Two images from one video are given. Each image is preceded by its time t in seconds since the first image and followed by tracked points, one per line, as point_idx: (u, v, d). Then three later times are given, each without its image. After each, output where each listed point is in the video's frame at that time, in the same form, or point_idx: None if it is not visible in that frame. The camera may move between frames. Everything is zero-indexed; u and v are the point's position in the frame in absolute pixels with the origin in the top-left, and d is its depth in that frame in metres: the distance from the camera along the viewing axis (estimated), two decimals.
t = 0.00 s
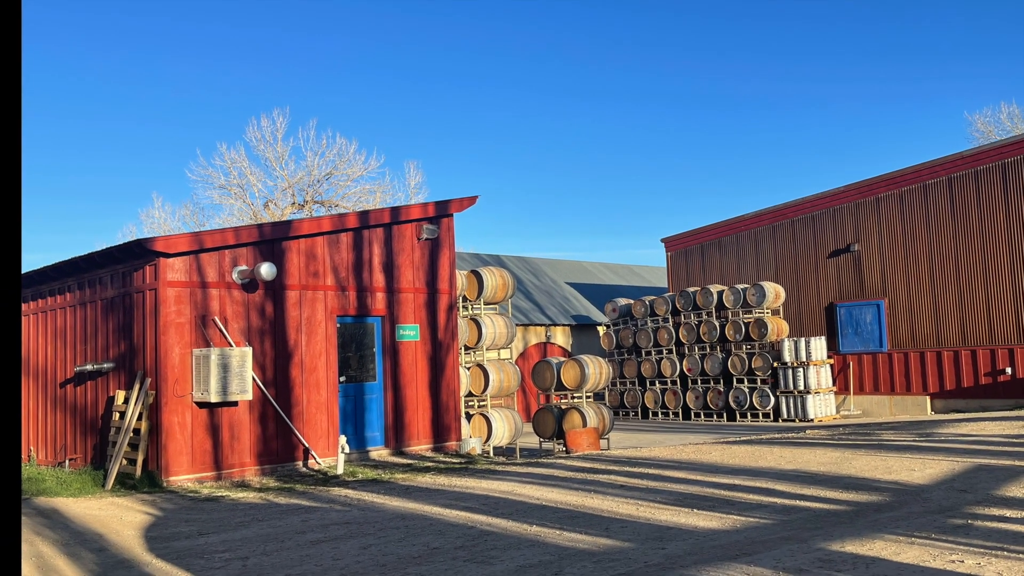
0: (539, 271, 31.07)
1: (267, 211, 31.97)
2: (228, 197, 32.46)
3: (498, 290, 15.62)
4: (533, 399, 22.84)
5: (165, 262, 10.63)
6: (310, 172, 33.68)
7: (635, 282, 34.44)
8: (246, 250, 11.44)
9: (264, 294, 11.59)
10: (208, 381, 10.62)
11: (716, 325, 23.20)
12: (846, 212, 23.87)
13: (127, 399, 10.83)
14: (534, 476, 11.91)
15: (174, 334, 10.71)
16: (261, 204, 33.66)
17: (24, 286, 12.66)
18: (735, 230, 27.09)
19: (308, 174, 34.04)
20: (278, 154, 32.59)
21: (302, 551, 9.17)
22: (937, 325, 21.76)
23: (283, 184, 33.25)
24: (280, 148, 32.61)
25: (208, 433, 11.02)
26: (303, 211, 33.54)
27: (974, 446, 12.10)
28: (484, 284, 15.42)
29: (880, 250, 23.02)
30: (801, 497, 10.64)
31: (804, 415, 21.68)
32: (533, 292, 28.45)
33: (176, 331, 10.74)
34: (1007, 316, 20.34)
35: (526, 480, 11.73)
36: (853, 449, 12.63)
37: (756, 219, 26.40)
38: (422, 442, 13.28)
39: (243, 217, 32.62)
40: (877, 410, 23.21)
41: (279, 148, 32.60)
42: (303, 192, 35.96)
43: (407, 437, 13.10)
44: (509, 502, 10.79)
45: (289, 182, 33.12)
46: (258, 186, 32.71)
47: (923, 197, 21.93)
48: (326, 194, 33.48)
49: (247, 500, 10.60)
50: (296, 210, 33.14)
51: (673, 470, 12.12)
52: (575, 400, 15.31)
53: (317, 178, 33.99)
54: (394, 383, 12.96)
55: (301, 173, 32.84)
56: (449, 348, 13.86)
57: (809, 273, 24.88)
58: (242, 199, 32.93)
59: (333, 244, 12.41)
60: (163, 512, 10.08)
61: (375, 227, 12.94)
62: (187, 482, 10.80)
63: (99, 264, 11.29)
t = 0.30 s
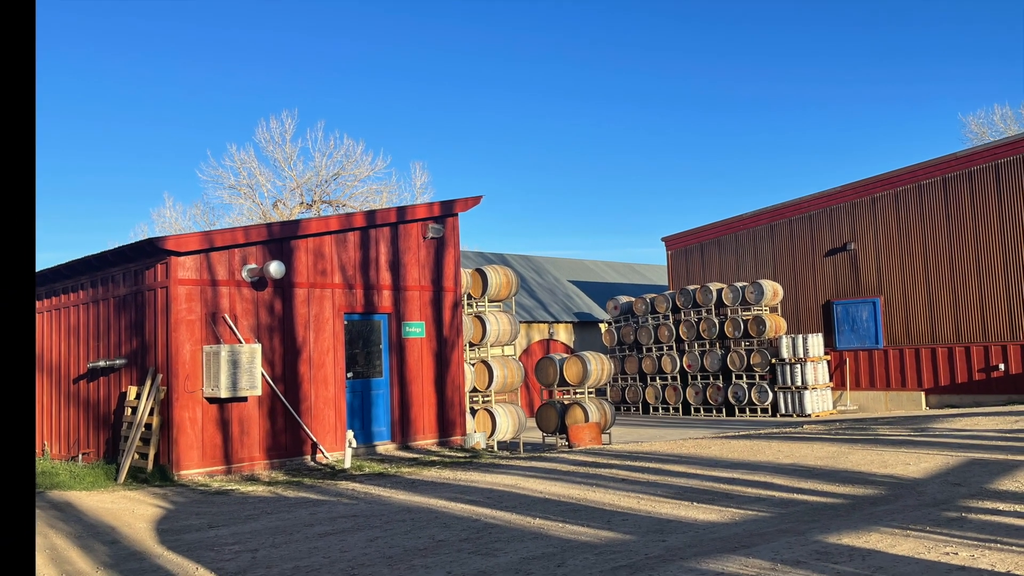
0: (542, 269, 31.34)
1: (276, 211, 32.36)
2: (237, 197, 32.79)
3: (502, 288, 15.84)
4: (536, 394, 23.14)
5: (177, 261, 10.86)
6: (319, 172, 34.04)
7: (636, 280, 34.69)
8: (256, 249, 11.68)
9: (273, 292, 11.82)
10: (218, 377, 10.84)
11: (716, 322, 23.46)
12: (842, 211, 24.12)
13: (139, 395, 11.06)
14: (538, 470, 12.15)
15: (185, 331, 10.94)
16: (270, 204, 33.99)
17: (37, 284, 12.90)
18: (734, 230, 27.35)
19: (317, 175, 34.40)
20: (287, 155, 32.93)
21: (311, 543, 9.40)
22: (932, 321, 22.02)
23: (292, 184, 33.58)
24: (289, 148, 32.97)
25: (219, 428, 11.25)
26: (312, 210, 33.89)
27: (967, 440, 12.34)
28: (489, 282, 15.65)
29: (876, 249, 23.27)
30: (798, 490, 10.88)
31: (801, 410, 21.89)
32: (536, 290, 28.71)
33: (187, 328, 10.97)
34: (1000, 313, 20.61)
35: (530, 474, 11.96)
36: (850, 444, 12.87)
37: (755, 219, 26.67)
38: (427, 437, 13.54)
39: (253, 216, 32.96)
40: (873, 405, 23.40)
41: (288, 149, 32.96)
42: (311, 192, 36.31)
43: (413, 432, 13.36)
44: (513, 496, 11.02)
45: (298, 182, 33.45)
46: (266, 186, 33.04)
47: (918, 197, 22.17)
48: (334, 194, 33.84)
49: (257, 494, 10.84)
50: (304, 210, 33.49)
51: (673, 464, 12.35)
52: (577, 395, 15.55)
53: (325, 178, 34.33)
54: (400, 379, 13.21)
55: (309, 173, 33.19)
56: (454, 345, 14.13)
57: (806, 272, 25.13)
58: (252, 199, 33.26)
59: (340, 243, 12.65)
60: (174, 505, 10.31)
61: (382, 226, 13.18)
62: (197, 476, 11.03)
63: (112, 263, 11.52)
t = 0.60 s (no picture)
0: (545, 267, 31.59)
1: (285, 211, 32.66)
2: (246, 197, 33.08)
3: (506, 286, 16.06)
4: (539, 390, 23.40)
5: (188, 259, 11.07)
6: (326, 173, 34.33)
7: (636, 278, 34.94)
8: (264, 247, 11.90)
9: (282, 290, 12.07)
10: (228, 372, 11.07)
11: (714, 319, 23.77)
12: (839, 211, 24.37)
13: (151, 391, 11.29)
14: (541, 465, 12.39)
15: (195, 328, 11.16)
16: (278, 204, 34.26)
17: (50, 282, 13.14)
18: (733, 229, 27.62)
19: (324, 175, 34.68)
20: (295, 155, 33.20)
21: (319, 536, 9.64)
22: (926, 319, 22.27)
23: (299, 184, 33.86)
24: (297, 149, 33.24)
25: (228, 423, 11.49)
26: (319, 210, 34.18)
27: (961, 435, 12.58)
28: (493, 280, 15.86)
29: (872, 248, 23.51)
30: (796, 484, 11.11)
31: (798, 405, 22.09)
32: (539, 288, 28.96)
33: (198, 325, 11.19)
34: (994, 311, 20.83)
35: (533, 468, 12.20)
36: (846, 439, 13.11)
37: (753, 218, 26.93)
38: (432, 432, 13.79)
39: (261, 216, 33.26)
40: (869, 400, 23.57)
41: (296, 150, 33.23)
42: (319, 192, 36.61)
43: (419, 427, 13.61)
44: (516, 489, 11.27)
45: (305, 183, 33.74)
46: (274, 186, 33.32)
47: (914, 197, 22.40)
48: (341, 195, 34.14)
49: (266, 487, 11.07)
50: (311, 210, 33.79)
51: (673, 458, 12.59)
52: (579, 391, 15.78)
53: (332, 179, 34.61)
54: (406, 375, 13.46)
55: (316, 173, 33.48)
56: (459, 342, 14.39)
57: (803, 270, 25.38)
58: (260, 200, 33.55)
59: (347, 242, 12.88)
60: (185, 499, 10.55)
61: (388, 225, 13.42)
62: (208, 470, 11.26)
63: (124, 261, 11.75)
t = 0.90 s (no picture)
0: (547, 266, 31.84)
1: (292, 211, 32.95)
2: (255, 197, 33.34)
3: (510, 284, 16.33)
4: (542, 386, 23.63)
5: (198, 258, 11.30)
6: (334, 174, 34.60)
7: (637, 277, 35.21)
8: (273, 246, 12.13)
9: (290, 288, 12.30)
10: (238, 369, 11.30)
11: (713, 316, 24.00)
12: (836, 210, 24.62)
13: (162, 387, 11.53)
14: (544, 459, 12.63)
15: (205, 325, 11.40)
16: (286, 204, 34.53)
17: (64, 280, 13.41)
18: (732, 228, 27.91)
19: (332, 176, 34.94)
20: (303, 156, 33.47)
21: (326, 529, 9.87)
22: (921, 316, 22.49)
23: (307, 184, 34.14)
24: (305, 149, 33.50)
25: (238, 418, 11.73)
26: (326, 210, 34.46)
27: (956, 430, 12.82)
28: (497, 278, 16.11)
29: (869, 247, 23.75)
30: (794, 478, 11.35)
31: (796, 401, 22.31)
32: (542, 286, 29.19)
33: (208, 323, 11.42)
34: (988, 308, 21.01)
35: (536, 462, 12.44)
36: (843, 434, 13.35)
37: (752, 217, 27.20)
38: (438, 427, 14.03)
39: (269, 216, 33.52)
40: (865, 396, 23.93)
41: (304, 150, 33.49)
42: (326, 192, 36.88)
43: (424, 422, 13.86)
44: (520, 483, 11.50)
45: (313, 183, 34.02)
46: (282, 186, 33.58)
47: (909, 197, 22.64)
48: (348, 195, 34.40)
49: (274, 481, 11.31)
50: (319, 210, 34.07)
51: (674, 453, 12.83)
52: (582, 387, 16.03)
53: (339, 180, 34.87)
54: (412, 371, 13.70)
55: (324, 174, 33.77)
56: (464, 339, 14.65)
57: (801, 268, 25.64)
58: (268, 200, 33.81)
59: (354, 241, 13.12)
60: (195, 492, 10.78)
61: (394, 224, 13.68)
62: (217, 464, 11.50)
63: (136, 259, 11.98)
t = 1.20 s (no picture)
0: (551, 264, 32.09)
1: (300, 210, 33.21)
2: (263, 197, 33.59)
3: (513, 282, 16.55)
4: (545, 382, 23.89)
5: (207, 257, 11.53)
6: (340, 174, 34.86)
7: (639, 275, 35.47)
8: (281, 245, 12.36)
9: (298, 286, 12.53)
10: (247, 366, 11.52)
11: (712, 314, 24.18)
12: (833, 210, 24.87)
13: (172, 382, 11.77)
14: (546, 454, 12.87)
15: (215, 322, 11.63)
16: (294, 204, 34.78)
17: (76, 278, 13.68)
18: (731, 227, 28.17)
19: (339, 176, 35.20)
20: (309, 156, 33.71)
21: (333, 522, 10.10)
22: (916, 314, 22.74)
23: (315, 185, 34.41)
24: (312, 150, 33.75)
25: (247, 413, 11.97)
26: (334, 210, 34.73)
27: (951, 425, 13.07)
28: (501, 277, 16.34)
29: (865, 246, 24.00)
30: (792, 472, 11.58)
31: (794, 396, 22.55)
32: (545, 284, 29.44)
33: (217, 320, 11.66)
34: (982, 306, 21.22)
35: (539, 457, 12.69)
36: (840, 429, 13.59)
37: (750, 216, 27.44)
38: (443, 422, 14.31)
39: (278, 215, 33.78)
40: (862, 392, 24.19)
41: (311, 150, 33.74)
42: (334, 193, 37.15)
43: (430, 418, 14.13)
44: (523, 477, 11.74)
45: (321, 183, 34.29)
46: (290, 186, 33.84)
47: (905, 197, 22.89)
48: (355, 194, 34.66)
49: (283, 475, 11.54)
50: (327, 210, 34.35)
51: (674, 447, 13.07)
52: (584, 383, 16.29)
53: (346, 180, 35.11)
54: (417, 367, 13.95)
55: (330, 174, 34.03)
56: (468, 336, 14.93)
57: (799, 267, 25.89)
58: (277, 200, 34.07)
59: (361, 240, 13.37)
60: (205, 486, 11.01)
61: (400, 223, 13.93)
62: (227, 459, 11.73)
63: (147, 258, 12.24)
